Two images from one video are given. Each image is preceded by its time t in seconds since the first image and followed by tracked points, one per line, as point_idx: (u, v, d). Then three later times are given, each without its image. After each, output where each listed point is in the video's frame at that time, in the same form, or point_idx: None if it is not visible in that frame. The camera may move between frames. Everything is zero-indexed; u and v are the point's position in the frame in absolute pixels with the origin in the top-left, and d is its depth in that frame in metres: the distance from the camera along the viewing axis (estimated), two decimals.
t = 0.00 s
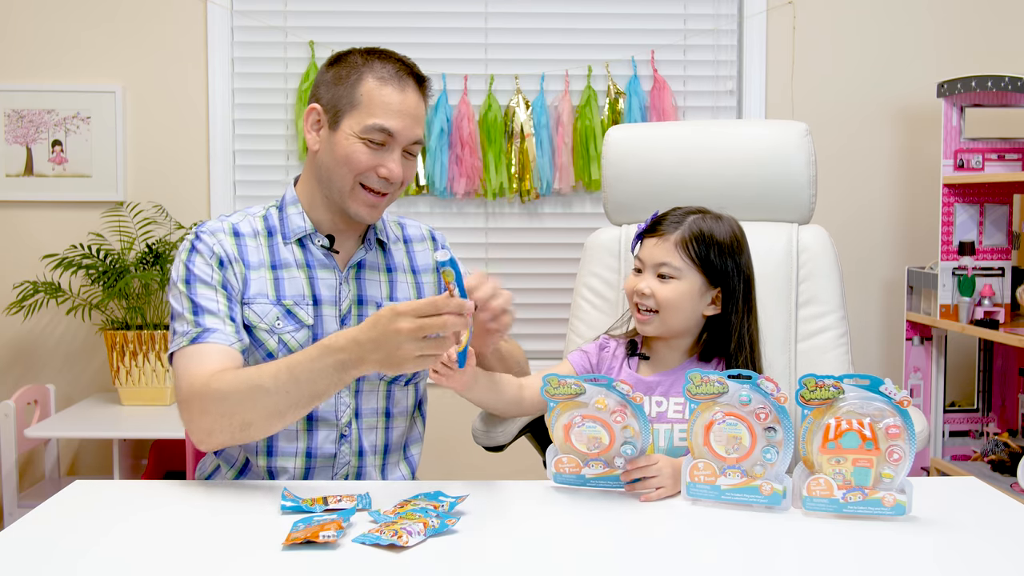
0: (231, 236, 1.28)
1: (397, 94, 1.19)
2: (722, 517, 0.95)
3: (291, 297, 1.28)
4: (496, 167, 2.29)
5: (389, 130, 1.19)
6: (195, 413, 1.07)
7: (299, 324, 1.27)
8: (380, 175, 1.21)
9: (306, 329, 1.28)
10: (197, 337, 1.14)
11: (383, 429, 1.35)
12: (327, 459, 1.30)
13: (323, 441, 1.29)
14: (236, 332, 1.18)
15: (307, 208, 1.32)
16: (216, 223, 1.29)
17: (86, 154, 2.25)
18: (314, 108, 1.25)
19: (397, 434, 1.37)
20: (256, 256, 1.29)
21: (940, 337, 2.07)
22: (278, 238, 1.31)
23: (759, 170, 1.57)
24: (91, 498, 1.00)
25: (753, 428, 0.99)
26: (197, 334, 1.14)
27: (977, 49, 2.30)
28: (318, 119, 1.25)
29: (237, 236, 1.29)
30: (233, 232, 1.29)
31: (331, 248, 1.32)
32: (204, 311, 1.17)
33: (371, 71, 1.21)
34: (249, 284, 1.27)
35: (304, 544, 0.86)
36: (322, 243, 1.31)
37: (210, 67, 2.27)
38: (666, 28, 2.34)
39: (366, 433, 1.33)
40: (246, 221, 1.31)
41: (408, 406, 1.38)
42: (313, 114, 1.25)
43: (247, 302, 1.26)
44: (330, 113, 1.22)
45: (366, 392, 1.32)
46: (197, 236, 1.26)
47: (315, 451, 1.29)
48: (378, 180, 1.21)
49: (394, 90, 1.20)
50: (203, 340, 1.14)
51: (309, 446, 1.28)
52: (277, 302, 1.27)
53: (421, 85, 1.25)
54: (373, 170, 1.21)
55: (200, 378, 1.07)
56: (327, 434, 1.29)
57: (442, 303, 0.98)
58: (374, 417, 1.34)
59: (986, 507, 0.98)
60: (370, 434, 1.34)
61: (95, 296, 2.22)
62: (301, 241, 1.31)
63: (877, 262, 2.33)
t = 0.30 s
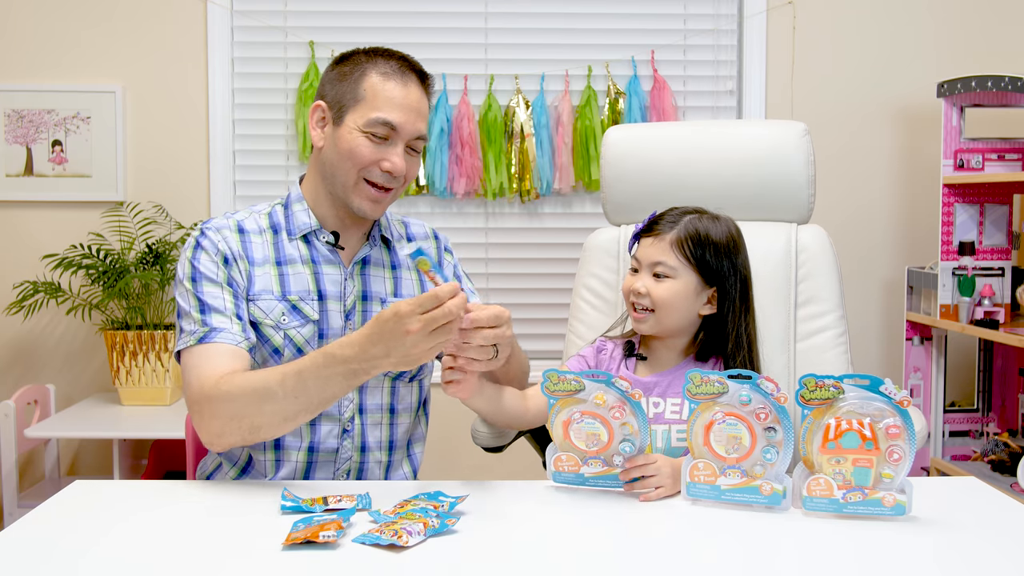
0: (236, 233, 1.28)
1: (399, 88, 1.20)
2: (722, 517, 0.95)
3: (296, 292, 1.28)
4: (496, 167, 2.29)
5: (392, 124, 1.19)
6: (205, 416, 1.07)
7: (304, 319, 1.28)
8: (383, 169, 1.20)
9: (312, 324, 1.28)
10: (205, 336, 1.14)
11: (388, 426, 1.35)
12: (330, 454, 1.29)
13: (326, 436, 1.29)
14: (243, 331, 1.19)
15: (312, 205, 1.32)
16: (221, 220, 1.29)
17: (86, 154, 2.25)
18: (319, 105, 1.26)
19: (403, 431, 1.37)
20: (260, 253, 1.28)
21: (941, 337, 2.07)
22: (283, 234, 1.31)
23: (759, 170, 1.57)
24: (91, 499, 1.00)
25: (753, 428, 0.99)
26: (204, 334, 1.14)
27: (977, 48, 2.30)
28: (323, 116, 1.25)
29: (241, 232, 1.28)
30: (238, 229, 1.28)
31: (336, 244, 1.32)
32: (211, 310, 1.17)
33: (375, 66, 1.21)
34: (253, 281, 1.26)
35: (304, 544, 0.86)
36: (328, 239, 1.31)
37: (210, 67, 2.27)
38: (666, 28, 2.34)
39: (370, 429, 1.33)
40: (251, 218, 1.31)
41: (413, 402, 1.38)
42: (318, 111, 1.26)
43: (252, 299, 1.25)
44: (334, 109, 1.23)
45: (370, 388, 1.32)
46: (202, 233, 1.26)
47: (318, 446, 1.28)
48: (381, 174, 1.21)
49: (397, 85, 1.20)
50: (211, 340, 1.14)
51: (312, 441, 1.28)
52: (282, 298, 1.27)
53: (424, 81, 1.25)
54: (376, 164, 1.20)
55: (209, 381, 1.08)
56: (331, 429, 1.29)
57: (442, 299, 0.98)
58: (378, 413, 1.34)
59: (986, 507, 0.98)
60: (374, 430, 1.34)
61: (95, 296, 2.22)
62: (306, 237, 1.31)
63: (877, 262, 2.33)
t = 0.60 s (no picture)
0: (237, 234, 1.27)
1: (402, 94, 1.19)
2: (722, 517, 0.95)
3: (296, 293, 1.28)
4: (496, 167, 2.29)
5: (390, 130, 1.18)
6: (190, 429, 1.09)
7: (304, 320, 1.28)
8: (381, 175, 1.19)
9: (312, 325, 1.28)
10: (195, 347, 1.15)
11: (387, 427, 1.35)
12: (330, 454, 1.29)
13: (327, 436, 1.29)
14: (235, 339, 1.19)
15: (315, 206, 1.31)
16: (223, 221, 1.29)
17: (86, 154, 2.25)
18: (326, 107, 1.26)
19: (403, 432, 1.36)
20: (260, 255, 1.28)
21: (940, 337, 2.07)
22: (285, 235, 1.30)
23: (757, 170, 1.57)
24: (91, 498, 1.00)
25: (753, 428, 0.99)
26: (196, 344, 1.16)
27: (977, 48, 2.30)
28: (329, 118, 1.26)
29: (243, 234, 1.27)
30: (240, 230, 1.28)
31: (339, 245, 1.32)
32: (205, 319, 1.18)
33: (379, 71, 1.21)
34: (252, 284, 1.26)
35: (304, 544, 0.86)
36: (330, 240, 1.31)
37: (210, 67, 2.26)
38: (667, 28, 2.34)
39: (370, 430, 1.33)
40: (254, 218, 1.31)
41: (413, 404, 1.38)
42: (324, 113, 1.26)
43: (251, 301, 1.25)
44: (339, 112, 1.23)
45: (370, 388, 1.32)
46: (204, 235, 1.26)
47: (318, 446, 1.28)
48: (378, 180, 1.20)
49: (400, 91, 1.19)
50: (200, 351, 1.15)
51: (313, 440, 1.28)
52: (282, 300, 1.27)
53: (430, 88, 1.25)
54: (373, 170, 1.19)
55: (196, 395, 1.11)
56: (332, 429, 1.29)
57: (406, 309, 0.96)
58: (378, 414, 1.34)
59: (985, 507, 0.98)
60: (375, 431, 1.33)
61: (95, 296, 2.22)
62: (309, 237, 1.31)
63: (877, 262, 2.33)
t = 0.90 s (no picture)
0: (235, 242, 1.27)
1: (423, 103, 1.21)
2: (722, 517, 0.95)
3: (293, 301, 1.27)
4: (496, 167, 2.29)
5: (418, 140, 1.20)
6: (162, 443, 1.16)
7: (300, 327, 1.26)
8: (409, 185, 1.22)
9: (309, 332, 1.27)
10: (168, 368, 1.21)
11: (389, 430, 1.34)
12: (331, 457, 1.29)
13: (328, 439, 1.28)
14: (208, 360, 1.23)
15: (316, 209, 1.31)
16: (222, 228, 1.29)
17: (86, 153, 2.25)
18: (337, 119, 1.23)
19: (404, 434, 1.36)
20: (257, 262, 1.28)
21: (940, 337, 2.07)
22: (285, 240, 1.30)
23: (756, 171, 1.57)
24: (90, 498, 1.00)
25: (753, 428, 0.99)
26: (169, 364, 1.21)
27: (977, 48, 2.30)
28: (340, 130, 1.23)
29: (240, 241, 1.28)
30: (238, 237, 1.28)
31: (340, 251, 1.31)
32: (181, 339, 1.22)
33: (396, 80, 1.21)
34: (247, 292, 1.26)
35: (304, 544, 0.86)
36: (331, 245, 1.30)
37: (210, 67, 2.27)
38: (666, 28, 2.34)
39: (372, 433, 1.33)
40: (253, 224, 1.31)
41: (415, 406, 1.37)
42: (336, 125, 1.23)
43: (246, 310, 1.25)
44: (357, 124, 1.21)
45: (373, 392, 1.32)
46: (200, 242, 1.27)
47: (320, 449, 1.28)
48: (407, 190, 1.22)
49: (421, 100, 1.21)
50: (172, 373, 1.21)
51: (315, 443, 1.28)
52: (278, 308, 1.27)
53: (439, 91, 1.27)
54: (402, 180, 1.21)
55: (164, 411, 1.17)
56: (333, 432, 1.29)
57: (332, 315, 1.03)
58: (380, 417, 1.33)
59: (985, 507, 0.98)
60: (377, 434, 1.33)
61: (95, 296, 2.22)
62: (310, 242, 1.30)
63: (877, 262, 2.33)
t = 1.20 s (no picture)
0: (227, 247, 1.27)
1: (421, 104, 1.22)
2: (722, 517, 0.95)
3: (286, 306, 1.27)
4: (496, 167, 2.29)
5: (417, 142, 1.21)
6: (150, 447, 1.18)
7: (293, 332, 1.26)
8: (411, 186, 1.23)
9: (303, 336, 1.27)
10: (152, 372, 1.22)
11: (386, 431, 1.35)
12: (329, 460, 1.29)
13: (326, 443, 1.28)
14: (189, 367, 1.23)
15: (310, 212, 1.30)
16: (215, 231, 1.29)
17: (86, 153, 2.24)
18: (333, 126, 1.22)
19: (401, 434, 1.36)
20: (250, 266, 1.27)
21: (940, 337, 2.07)
22: (280, 244, 1.29)
23: (756, 171, 1.57)
24: (91, 498, 1.00)
25: (753, 428, 0.99)
26: (154, 369, 1.23)
27: (977, 48, 2.30)
28: (338, 136, 1.23)
29: (233, 245, 1.27)
30: (230, 241, 1.28)
31: (333, 254, 1.31)
32: (165, 344, 1.22)
33: (391, 84, 1.21)
34: (240, 297, 1.26)
35: (304, 544, 0.86)
36: (324, 248, 1.29)
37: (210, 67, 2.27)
38: (666, 28, 2.34)
39: (370, 435, 1.33)
40: (246, 227, 1.30)
41: (412, 406, 1.37)
42: (332, 133, 1.23)
43: (240, 314, 1.26)
44: (354, 129, 1.21)
45: (369, 394, 1.32)
46: (193, 246, 1.27)
47: (317, 454, 1.28)
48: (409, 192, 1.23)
49: (417, 102, 1.21)
50: (155, 377, 1.22)
51: (312, 448, 1.28)
52: (271, 312, 1.27)
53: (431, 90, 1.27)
54: (404, 183, 1.22)
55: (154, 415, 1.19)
56: (330, 437, 1.29)
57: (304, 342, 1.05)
58: (376, 418, 1.33)
59: (985, 507, 0.97)
60: (374, 435, 1.34)
61: (95, 296, 2.22)
62: (304, 246, 1.29)
63: (877, 262, 2.33)
